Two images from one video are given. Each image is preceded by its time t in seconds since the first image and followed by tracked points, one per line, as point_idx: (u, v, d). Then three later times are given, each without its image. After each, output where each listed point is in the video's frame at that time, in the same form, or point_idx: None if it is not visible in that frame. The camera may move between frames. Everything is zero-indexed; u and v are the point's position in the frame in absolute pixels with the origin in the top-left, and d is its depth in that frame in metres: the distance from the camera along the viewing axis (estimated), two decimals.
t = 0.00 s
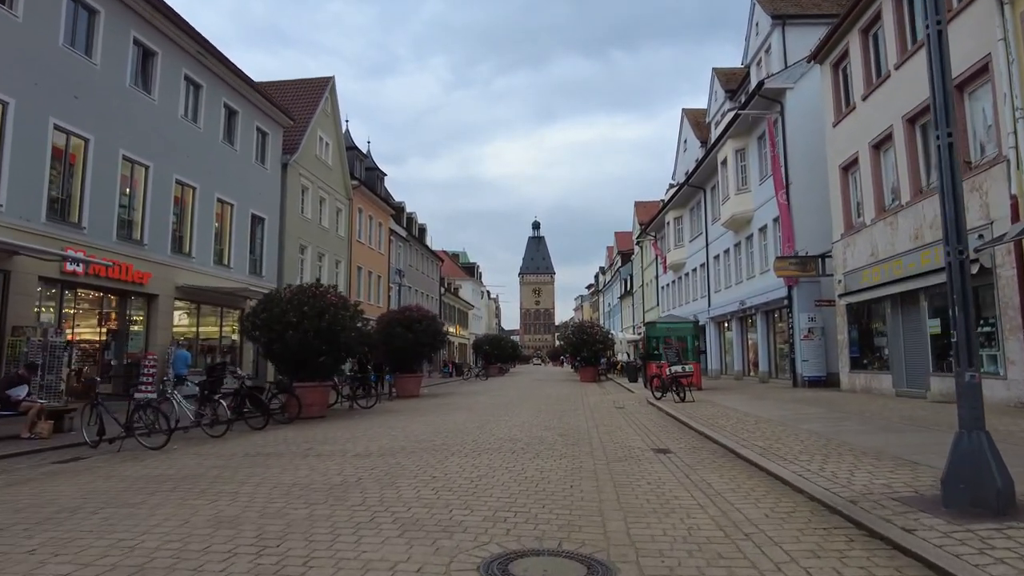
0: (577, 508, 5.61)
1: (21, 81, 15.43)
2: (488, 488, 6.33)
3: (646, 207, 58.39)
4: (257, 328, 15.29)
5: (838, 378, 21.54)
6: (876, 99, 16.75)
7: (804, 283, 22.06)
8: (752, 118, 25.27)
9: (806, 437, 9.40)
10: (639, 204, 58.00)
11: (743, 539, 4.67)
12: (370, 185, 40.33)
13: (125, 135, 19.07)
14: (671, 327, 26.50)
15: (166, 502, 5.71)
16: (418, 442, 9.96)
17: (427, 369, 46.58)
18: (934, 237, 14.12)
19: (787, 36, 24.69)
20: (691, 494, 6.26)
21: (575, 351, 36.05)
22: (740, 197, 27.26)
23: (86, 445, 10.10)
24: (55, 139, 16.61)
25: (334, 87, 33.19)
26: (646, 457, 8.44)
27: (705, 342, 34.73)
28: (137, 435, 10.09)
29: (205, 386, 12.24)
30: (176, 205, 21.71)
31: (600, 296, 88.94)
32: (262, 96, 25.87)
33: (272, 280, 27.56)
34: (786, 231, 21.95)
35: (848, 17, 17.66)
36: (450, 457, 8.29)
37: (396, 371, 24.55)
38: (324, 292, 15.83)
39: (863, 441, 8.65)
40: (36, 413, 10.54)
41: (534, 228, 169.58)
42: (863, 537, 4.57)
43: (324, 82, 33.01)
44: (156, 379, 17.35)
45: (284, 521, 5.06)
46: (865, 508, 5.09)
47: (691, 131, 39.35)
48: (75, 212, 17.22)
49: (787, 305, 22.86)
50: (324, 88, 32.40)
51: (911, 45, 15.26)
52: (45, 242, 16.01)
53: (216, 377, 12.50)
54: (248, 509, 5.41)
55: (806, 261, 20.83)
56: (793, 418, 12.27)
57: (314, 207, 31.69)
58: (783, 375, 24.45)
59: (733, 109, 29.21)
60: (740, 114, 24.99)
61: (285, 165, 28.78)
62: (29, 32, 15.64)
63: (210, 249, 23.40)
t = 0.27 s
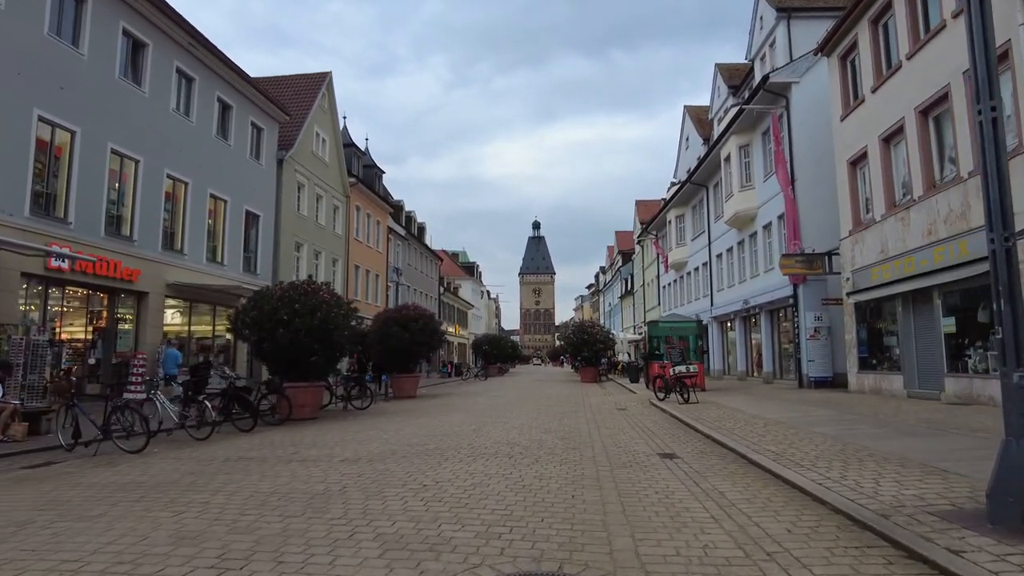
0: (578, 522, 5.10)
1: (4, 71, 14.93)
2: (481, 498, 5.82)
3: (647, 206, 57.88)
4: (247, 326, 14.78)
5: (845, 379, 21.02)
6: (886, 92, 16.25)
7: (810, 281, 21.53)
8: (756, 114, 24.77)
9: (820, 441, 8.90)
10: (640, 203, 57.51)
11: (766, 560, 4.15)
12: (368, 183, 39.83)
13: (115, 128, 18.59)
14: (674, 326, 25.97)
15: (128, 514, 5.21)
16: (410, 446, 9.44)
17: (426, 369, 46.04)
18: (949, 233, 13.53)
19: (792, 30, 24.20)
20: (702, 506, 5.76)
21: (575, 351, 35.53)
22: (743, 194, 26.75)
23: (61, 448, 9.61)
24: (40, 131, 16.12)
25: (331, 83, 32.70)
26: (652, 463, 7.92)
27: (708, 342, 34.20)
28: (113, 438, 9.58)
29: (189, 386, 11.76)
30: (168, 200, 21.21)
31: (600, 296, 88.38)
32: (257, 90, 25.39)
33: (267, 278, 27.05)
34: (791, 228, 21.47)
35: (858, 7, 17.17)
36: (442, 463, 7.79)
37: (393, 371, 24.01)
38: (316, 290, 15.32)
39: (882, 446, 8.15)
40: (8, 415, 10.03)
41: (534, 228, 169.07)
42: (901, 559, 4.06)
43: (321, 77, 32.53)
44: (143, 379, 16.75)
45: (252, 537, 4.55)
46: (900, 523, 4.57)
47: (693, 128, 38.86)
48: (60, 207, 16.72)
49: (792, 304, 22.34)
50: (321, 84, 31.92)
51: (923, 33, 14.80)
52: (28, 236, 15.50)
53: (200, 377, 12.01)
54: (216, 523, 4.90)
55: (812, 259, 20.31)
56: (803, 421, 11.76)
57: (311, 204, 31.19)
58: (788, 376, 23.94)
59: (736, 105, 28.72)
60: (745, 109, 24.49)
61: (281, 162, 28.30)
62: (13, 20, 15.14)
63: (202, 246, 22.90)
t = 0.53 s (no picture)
0: (577, 544, 4.60)
1: None
2: (471, 515, 5.34)
3: (647, 205, 57.37)
4: (236, 327, 14.28)
5: (851, 380, 20.54)
6: (896, 85, 15.78)
7: (815, 280, 21.03)
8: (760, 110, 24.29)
9: (833, 448, 8.40)
10: (640, 202, 57.03)
11: None
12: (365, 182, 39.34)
13: (102, 123, 18.10)
14: (676, 327, 25.47)
15: (80, 533, 4.72)
16: (400, 452, 8.94)
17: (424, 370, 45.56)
18: (963, 230, 13.05)
19: (796, 24, 23.73)
20: (713, 522, 5.26)
21: (575, 352, 35.03)
22: (746, 192, 26.25)
23: (32, 455, 9.08)
24: (23, 125, 15.64)
25: (327, 79, 32.22)
26: (656, 472, 7.41)
27: (709, 342, 33.71)
28: (87, 443, 9.04)
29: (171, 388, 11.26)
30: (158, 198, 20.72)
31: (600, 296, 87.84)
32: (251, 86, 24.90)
33: (261, 277, 26.56)
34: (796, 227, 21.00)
35: None
36: (432, 473, 7.30)
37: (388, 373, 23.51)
38: (307, 288, 14.82)
39: (900, 453, 7.66)
40: None
41: (534, 228, 168.59)
42: None
43: (317, 74, 32.05)
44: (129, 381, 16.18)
45: (212, 563, 4.06)
46: (937, 547, 4.07)
47: (694, 126, 38.38)
48: (44, 204, 16.23)
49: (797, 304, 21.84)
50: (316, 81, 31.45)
51: (935, 24, 14.34)
52: (10, 234, 15.00)
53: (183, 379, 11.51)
54: (174, 544, 4.42)
55: (818, 257, 19.81)
56: (812, 425, 11.27)
57: (307, 203, 30.71)
58: (792, 377, 23.44)
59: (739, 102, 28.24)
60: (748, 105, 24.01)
61: (276, 159, 27.82)
62: None
63: (194, 245, 22.40)
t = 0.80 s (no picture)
0: (574, 565, 4.10)
1: None
2: (458, 530, 4.84)
3: (647, 204, 56.87)
4: (223, 326, 13.79)
5: (857, 380, 20.05)
6: (905, 76, 15.28)
7: (819, 278, 20.55)
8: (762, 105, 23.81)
9: (847, 453, 7.91)
10: (640, 201, 56.53)
11: None
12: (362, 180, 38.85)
13: (87, 117, 17.59)
14: (677, 326, 24.98)
15: (18, 553, 4.22)
16: (388, 458, 8.44)
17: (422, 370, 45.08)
18: (977, 224, 12.57)
19: (800, 17, 23.26)
20: (725, 538, 4.76)
21: (575, 352, 34.54)
22: (749, 188, 25.77)
23: None
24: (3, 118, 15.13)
25: (322, 76, 31.73)
26: (660, 480, 6.91)
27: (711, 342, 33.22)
28: (56, 448, 8.55)
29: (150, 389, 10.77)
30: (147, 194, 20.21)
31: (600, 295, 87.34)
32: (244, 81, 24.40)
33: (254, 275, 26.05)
34: (800, 224, 20.54)
35: None
36: (419, 481, 6.80)
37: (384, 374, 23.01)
38: (297, 286, 14.33)
39: (920, 458, 7.17)
40: None
41: (534, 228, 168.11)
42: None
43: (311, 70, 31.54)
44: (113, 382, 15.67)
45: None
46: (985, 572, 3.57)
47: (695, 123, 37.90)
48: (26, 199, 15.72)
49: (801, 303, 21.35)
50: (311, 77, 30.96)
51: (946, 11, 13.87)
52: None
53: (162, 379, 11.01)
54: (118, 566, 3.92)
55: (824, 254, 19.30)
56: (822, 427, 10.77)
57: (302, 201, 30.23)
58: (796, 377, 22.95)
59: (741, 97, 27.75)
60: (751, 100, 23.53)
61: (270, 156, 27.33)
62: None
63: (184, 242, 21.89)
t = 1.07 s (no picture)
0: None
1: None
2: (443, 548, 4.34)
3: (647, 203, 56.42)
4: (209, 325, 13.31)
5: (863, 381, 19.57)
6: (914, 67, 14.81)
7: (824, 276, 20.07)
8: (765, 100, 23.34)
9: (864, 458, 7.42)
10: (641, 200, 56.08)
11: None
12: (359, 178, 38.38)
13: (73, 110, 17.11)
14: (679, 326, 24.51)
15: None
16: (376, 464, 7.96)
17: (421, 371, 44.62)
18: (992, 218, 12.11)
19: (803, 9, 22.78)
20: (740, 557, 4.28)
21: (575, 352, 34.07)
22: (751, 185, 25.29)
23: None
24: None
25: (318, 72, 31.25)
26: (665, 488, 6.43)
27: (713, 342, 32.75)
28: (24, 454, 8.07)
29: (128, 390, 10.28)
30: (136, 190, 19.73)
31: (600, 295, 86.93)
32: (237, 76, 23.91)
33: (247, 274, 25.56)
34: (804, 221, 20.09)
35: None
36: (406, 490, 6.31)
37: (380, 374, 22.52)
38: (286, 284, 13.86)
39: (944, 465, 6.69)
40: None
41: (534, 228, 167.73)
42: None
43: (307, 66, 31.08)
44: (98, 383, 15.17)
45: None
46: None
47: (696, 121, 37.44)
48: (9, 194, 15.24)
49: (805, 301, 20.88)
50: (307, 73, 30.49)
51: None
52: None
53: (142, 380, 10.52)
54: None
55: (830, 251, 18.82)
56: (832, 430, 10.29)
57: (297, 198, 29.75)
58: (800, 378, 22.46)
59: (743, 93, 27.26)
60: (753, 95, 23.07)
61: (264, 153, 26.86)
62: None
63: (175, 240, 21.41)
